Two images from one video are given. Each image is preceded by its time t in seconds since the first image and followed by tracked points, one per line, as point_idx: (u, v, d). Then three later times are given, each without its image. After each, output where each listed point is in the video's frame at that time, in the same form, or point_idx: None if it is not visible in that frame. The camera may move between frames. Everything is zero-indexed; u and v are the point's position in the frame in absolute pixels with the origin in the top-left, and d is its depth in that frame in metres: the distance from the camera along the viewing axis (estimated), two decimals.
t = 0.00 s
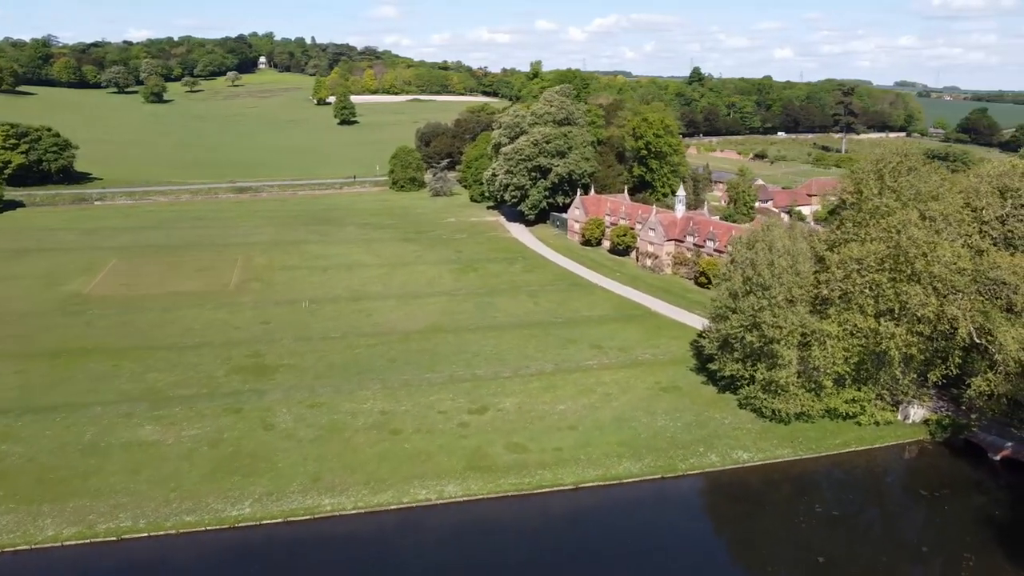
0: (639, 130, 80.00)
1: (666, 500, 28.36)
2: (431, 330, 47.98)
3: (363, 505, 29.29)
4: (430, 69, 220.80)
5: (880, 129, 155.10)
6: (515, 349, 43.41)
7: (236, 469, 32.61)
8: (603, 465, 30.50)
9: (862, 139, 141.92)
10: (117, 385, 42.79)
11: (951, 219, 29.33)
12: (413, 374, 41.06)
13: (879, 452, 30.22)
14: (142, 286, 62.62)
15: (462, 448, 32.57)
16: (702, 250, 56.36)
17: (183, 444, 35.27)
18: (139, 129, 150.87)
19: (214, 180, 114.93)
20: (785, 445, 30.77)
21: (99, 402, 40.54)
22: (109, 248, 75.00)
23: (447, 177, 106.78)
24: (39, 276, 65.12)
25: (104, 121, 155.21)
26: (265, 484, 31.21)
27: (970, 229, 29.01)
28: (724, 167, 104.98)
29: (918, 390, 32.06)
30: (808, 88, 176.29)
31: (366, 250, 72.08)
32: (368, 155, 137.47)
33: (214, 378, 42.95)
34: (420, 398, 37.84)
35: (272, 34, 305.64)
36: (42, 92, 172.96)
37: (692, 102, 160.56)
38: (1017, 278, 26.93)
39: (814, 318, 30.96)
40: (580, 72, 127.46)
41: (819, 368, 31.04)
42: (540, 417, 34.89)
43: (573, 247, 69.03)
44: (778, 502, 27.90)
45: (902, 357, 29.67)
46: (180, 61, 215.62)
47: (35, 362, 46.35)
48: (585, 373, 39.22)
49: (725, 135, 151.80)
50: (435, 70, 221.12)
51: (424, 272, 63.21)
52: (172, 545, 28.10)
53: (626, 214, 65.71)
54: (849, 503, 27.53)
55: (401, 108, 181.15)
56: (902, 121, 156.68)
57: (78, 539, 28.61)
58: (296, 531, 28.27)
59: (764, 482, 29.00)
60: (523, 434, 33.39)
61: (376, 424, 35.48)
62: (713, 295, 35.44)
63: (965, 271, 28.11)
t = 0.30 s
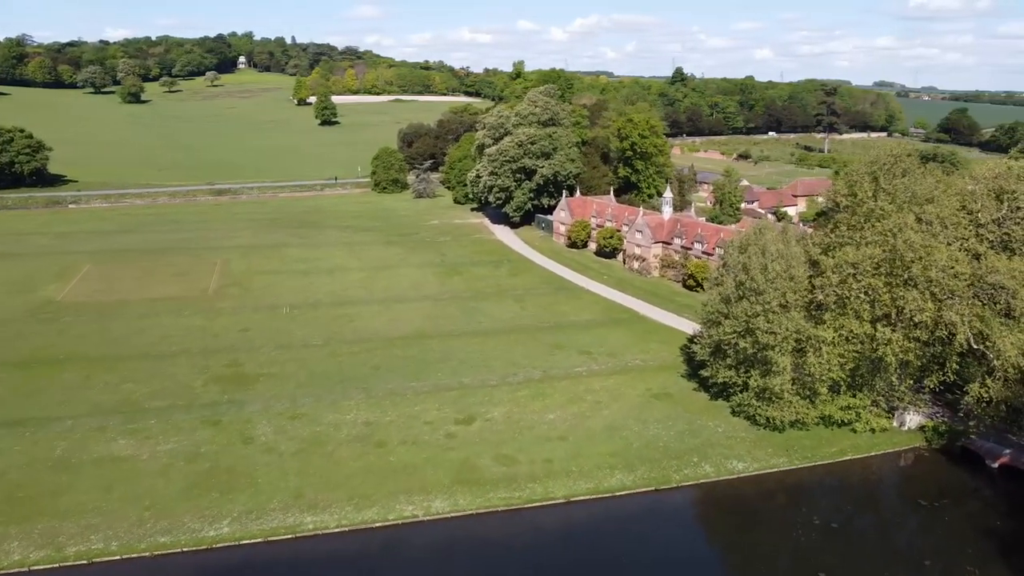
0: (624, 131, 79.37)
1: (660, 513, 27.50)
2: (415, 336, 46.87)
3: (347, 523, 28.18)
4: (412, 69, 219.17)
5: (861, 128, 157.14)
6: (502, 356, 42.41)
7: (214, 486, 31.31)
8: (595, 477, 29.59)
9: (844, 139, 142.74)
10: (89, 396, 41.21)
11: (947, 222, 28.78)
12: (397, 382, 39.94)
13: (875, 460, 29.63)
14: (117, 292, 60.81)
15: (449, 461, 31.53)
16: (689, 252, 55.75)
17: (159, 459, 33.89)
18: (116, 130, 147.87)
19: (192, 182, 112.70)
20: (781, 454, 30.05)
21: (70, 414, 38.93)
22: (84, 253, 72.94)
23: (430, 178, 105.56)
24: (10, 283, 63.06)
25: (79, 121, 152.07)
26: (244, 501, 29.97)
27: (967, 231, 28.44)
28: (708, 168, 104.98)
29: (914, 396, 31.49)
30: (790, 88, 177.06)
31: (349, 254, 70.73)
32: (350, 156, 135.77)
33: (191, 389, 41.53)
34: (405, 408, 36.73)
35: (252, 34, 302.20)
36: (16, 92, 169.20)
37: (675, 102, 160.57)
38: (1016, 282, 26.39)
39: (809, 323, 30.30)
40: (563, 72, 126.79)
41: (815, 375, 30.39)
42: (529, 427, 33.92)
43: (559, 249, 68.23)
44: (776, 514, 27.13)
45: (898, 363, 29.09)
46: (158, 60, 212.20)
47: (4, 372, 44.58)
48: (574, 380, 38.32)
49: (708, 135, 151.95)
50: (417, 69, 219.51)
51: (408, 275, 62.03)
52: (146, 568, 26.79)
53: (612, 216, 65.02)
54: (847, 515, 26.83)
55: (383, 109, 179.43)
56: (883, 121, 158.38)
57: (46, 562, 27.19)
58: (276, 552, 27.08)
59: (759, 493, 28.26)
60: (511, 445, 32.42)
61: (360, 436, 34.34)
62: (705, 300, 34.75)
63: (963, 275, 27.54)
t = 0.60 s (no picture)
0: (609, 132, 78.73)
1: (655, 527, 26.63)
2: (400, 343, 45.76)
3: (329, 543, 27.04)
4: (393, 69, 217.61)
5: (843, 128, 159.01)
6: (489, 363, 41.41)
7: (190, 504, 30.02)
8: (587, 490, 28.69)
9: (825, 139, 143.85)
10: (61, 408, 39.60)
11: (944, 225, 28.22)
12: (381, 392, 38.82)
13: (872, 468, 29.01)
14: (92, 298, 59.01)
15: (436, 474, 30.48)
16: (677, 255, 55.12)
17: (133, 476, 32.49)
18: (91, 131, 144.86)
19: (170, 184, 110.40)
20: (776, 464, 29.35)
21: (39, 428, 37.31)
22: (57, 258, 70.83)
23: (412, 179, 104.31)
24: None
25: (53, 122, 148.92)
26: (222, 520, 28.72)
27: (964, 235, 27.93)
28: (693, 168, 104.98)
29: (909, 402, 30.94)
30: (771, 88, 178.02)
31: (330, 257, 69.37)
32: (332, 157, 134.09)
33: (167, 400, 40.08)
34: (389, 419, 35.62)
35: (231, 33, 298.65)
36: None
37: (658, 102, 160.76)
38: (1015, 287, 25.86)
39: (804, 329, 29.66)
40: (547, 72, 126.20)
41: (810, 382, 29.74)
42: (518, 437, 32.95)
43: (545, 252, 67.37)
44: (774, 526, 26.33)
45: (895, 369, 28.51)
46: (135, 60, 208.77)
47: None
48: (563, 388, 37.44)
49: (691, 135, 152.10)
50: (399, 70, 217.90)
51: (391, 280, 60.86)
52: None
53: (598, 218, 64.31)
54: (845, 526, 26.12)
55: (364, 109, 177.80)
56: (864, 122, 159.82)
57: None
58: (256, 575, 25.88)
59: (755, 504, 27.50)
60: (500, 456, 31.45)
61: (343, 449, 33.19)
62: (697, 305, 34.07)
63: (960, 280, 26.98)
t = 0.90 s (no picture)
0: (594, 132, 78.04)
1: (650, 542, 25.75)
2: (383, 350, 44.60)
3: (312, 564, 25.88)
4: (375, 69, 215.87)
5: (825, 128, 160.97)
6: (475, 371, 40.41)
7: (165, 524, 28.67)
8: (579, 504, 27.78)
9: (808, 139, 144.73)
10: (29, 423, 37.93)
11: (941, 230, 27.68)
12: (365, 402, 37.66)
13: (870, 478, 28.39)
14: (64, 306, 57.11)
15: (423, 489, 29.41)
16: (664, 257, 54.52)
17: (105, 494, 31.04)
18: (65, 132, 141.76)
19: (146, 187, 108.04)
20: (772, 474, 28.61)
21: (6, 444, 35.65)
22: (29, 264, 68.68)
23: (395, 181, 102.98)
24: None
25: (28, 123, 145.63)
26: (199, 542, 27.43)
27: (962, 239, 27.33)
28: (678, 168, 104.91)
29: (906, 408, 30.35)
30: (753, 88, 178.84)
31: (312, 261, 67.95)
32: (313, 158, 132.34)
33: (142, 412, 38.58)
34: (373, 431, 34.46)
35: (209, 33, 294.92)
36: None
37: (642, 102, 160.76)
38: (1014, 292, 25.31)
39: (799, 335, 29.03)
40: (530, 72, 125.48)
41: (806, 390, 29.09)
42: (506, 448, 31.97)
43: (530, 255, 66.51)
44: (771, 540, 25.55)
45: (893, 376, 27.90)
46: (111, 60, 205.14)
47: None
48: (552, 396, 36.53)
49: (675, 136, 152.19)
50: (380, 70, 215.95)
51: (375, 284, 59.58)
52: None
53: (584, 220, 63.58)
54: (845, 538, 25.39)
55: (346, 109, 176.03)
56: (845, 122, 161.14)
57: None
58: None
59: (752, 518, 26.72)
60: (489, 469, 30.45)
61: (325, 463, 32.00)
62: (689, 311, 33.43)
63: (959, 285, 26.42)
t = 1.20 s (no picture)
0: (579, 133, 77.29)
1: (646, 558, 24.87)
2: (367, 357, 43.42)
3: None
4: (356, 69, 213.93)
5: (809, 129, 163.26)
6: (462, 379, 39.37)
7: (139, 546, 27.30)
8: (572, 518, 26.86)
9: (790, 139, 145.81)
10: None
11: (938, 233, 27.15)
12: (348, 412, 36.46)
13: (868, 486, 27.78)
14: (36, 313, 55.15)
15: (410, 505, 28.33)
16: (652, 260, 53.86)
17: (75, 513, 29.56)
18: (39, 133, 138.57)
19: (122, 189, 105.59)
20: (769, 485, 27.87)
21: None
22: None
23: (377, 182, 101.60)
24: None
25: None
26: (175, 564, 26.13)
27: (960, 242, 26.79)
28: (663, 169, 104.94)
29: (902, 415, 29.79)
30: (735, 88, 179.64)
31: (293, 266, 66.48)
32: (294, 159, 130.47)
33: (116, 424, 37.07)
34: (357, 443, 33.29)
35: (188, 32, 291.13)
36: None
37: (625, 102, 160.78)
38: (1014, 297, 24.79)
39: (795, 342, 28.35)
40: (513, 73, 124.64)
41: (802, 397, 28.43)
42: (495, 460, 30.98)
43: (516, 257, 65.59)
44: (770, 554, 24.74)
45: (890, 383, 27.29)
46: (87, 60, 201.42)
47: None
48: (541, 404, 35.60)
49: (658, 136, 152.12)
50: (362, 70, 213.81)
51: (358, 289, 58.28)
52: None
53: (570, 222, 62.80)
54: (846, 551, 24.64)
55: (327, 110, 174.16)
56: (827, 122, 162.64)
57: None
58: None
59: (750, 531, 25.92)
60: (477, 482, 29.44)
61: (307, 478, 30.81)
62: (681, 315, 32.71)
63: (957, 289, 25.88)
